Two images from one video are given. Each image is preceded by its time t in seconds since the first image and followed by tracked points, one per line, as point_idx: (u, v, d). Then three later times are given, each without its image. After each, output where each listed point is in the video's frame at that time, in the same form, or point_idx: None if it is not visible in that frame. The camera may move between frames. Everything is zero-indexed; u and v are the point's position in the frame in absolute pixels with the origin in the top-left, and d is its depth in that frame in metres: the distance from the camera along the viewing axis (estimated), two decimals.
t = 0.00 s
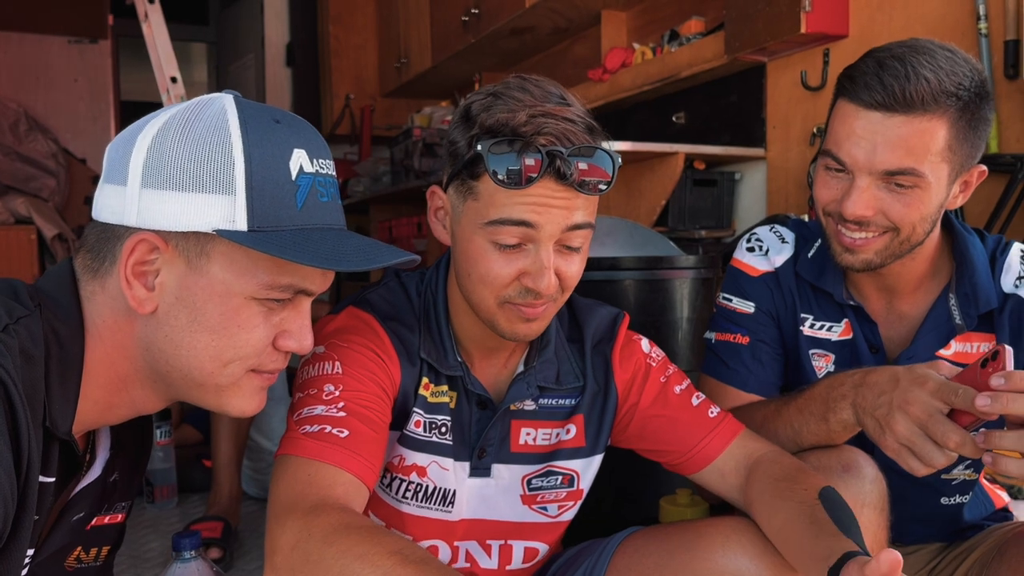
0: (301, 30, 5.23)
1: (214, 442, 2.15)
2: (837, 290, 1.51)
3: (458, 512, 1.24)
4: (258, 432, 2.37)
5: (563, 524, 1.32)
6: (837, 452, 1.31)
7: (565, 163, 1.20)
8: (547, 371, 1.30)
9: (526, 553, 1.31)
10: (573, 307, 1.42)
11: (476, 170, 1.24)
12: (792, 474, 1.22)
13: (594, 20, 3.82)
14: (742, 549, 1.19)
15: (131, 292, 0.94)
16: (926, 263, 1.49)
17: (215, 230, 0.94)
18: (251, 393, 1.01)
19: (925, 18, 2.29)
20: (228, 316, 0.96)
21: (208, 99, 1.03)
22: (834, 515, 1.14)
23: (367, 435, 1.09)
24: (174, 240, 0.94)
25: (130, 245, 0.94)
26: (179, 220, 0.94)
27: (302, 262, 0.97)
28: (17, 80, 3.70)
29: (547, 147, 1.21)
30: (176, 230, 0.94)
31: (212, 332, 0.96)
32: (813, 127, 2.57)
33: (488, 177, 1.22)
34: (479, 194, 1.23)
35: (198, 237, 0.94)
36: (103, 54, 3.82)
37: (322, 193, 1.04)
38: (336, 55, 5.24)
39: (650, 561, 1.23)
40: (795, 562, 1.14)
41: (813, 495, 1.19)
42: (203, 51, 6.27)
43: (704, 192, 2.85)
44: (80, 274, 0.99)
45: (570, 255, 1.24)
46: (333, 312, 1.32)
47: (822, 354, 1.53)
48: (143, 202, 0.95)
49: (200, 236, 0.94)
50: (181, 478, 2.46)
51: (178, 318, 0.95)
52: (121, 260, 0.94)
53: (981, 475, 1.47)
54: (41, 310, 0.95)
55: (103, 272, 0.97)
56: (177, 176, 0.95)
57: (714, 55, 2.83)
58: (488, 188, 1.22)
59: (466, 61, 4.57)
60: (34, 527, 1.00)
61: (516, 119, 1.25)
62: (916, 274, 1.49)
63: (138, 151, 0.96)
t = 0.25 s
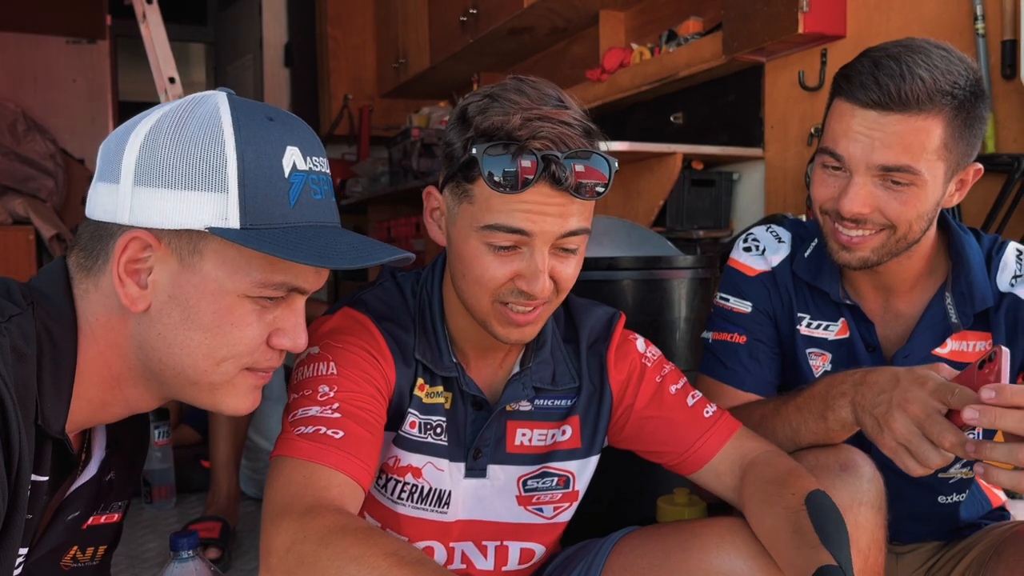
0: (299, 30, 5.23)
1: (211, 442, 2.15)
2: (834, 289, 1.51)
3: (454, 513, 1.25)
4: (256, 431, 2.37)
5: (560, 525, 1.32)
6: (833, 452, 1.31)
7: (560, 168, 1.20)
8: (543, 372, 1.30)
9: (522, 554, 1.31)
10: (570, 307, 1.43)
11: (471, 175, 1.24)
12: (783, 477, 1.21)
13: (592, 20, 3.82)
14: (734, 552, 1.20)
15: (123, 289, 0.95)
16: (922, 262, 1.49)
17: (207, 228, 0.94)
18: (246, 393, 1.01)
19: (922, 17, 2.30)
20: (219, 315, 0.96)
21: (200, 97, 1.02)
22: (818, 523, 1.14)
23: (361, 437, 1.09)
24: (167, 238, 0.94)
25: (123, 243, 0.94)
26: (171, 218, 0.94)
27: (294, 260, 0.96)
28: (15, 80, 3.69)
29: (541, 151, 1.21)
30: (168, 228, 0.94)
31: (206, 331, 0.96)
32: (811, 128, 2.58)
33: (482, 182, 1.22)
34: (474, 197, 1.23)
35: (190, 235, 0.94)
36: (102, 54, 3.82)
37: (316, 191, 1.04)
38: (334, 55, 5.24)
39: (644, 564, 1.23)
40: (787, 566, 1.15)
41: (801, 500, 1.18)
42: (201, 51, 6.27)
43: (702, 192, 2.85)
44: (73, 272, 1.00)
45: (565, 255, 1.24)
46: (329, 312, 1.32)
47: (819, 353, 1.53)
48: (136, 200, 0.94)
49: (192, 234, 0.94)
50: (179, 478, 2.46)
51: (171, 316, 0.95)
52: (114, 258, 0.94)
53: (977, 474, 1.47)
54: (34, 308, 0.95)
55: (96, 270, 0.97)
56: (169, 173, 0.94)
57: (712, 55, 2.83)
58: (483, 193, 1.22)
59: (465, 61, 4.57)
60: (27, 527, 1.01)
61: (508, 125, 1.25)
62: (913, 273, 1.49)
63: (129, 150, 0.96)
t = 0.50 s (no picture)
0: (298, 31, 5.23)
1: (212, 443, 2.15)
2: (834, 289, 1.52)
3: (455, 513, 1.25)
4: (256, 432, 2.38)
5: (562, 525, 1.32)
6: (833, 451, 1.32)
7: (558, 171, 1.20)
8: (543, 372, 1.31)
9: (523, 554, 1.31)
10: (569, 308, 1.43)
11: (469, 177, 1.24)
12: (773, 481, 1.21)
13: (591, 21, 3.82)
14: (732, 554, 1.20)
15: (116, 285, 0.95)
16: (922, 261, 1.49)
17: (199, 222, 0.94)
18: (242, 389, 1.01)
19: (922, 18, 2.30)
20: (213, 309, 0.96)
21: (190, 92, 1.03)
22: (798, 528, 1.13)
23: (361, 437, 1.09)
24: (160, 233, 0.95)
25: (116, 238, 0.94)
26: (164, 213, 0.94)
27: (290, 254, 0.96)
28: (15, 81, 3.70)
29: (539, 153, 1.21)
30: (161, 223, 0.94)
31: (199, 326, 0.96)
32: (811, 128, 2.58)
33: (480, 184, 1.22)
34: (473, 200, 1.23)
35: (183, 230, 0.94)
36: (101, 54, 3.82)
37: (310, 185, 1.04)
38: (334, 56, 5.24)
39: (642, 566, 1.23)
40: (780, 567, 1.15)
41: (785, 505, 1.17)
42: (200, 52, 6.28)
43: (702, 192, 2.86)
44: (67, 268, 1.00)
45: (564, 256, 1.24)
46: (328, 314, 1.32)
47: (819, 352, 1.53)
48: (129, 195, 0.95)
49: (185, 229, 0.94)
50: (180, 478, 2.46)
51: (164, 311, 0.96)
52: (108, 253, 0.94)
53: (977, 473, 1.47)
54: (27, 303, 0.95)
55: (89, 266, 0.98)
56: (163, 169, 0.95)
57: (711, 56, 2.83)
58: (482, 196, 1.22)
59: (464, 62, 4.57)
60: (22, 523, 1.01)
61: (507, 127, 1.25)
62: (913, 273, 1.49)
63: (122, 143, 0.96)
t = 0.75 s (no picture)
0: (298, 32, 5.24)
1: (212, 444, 2.15)
2: (834, 291, 1.52)
3: (455, 513, 1.25)
4: (256, 433, 2.38)
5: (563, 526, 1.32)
6: (833, 453, 1.32)
7: (561, 172, 1.20)
8: (544, 373, 1.31)
9: (524, 555, 1.31)
10: (570, 309, 1.43)
11: (472, 177, 1.24)
12: (773, 481, 1.21)
13: (591, 22, 3.83)
14: (732, 554, 1.20)
15: (96, 272, 0.97)
16: (922, 262, 1.49)
17: (175, 206, 0.95)
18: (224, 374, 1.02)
19: (922, 20, 2.30)
20: (192, 294, 0.97)
21: (165, 81, 1.04)
22: (798, 528, 1.14)
23: (363, 438, 1.09)
24: (137, 219, 0.96)
25: (94, 225, 0.96)
26: (140, 199, 0.95)
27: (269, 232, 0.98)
28: (15, 82, 3.70)
29: (542, 154, 1.21)
30: (138, 208, 0.96)
31: (178, 310, 0.97)
32: (811, 129, 2.58)
33: (482, 184, 1.22)
34: (475, 200, 1.23)
35: (159, 215, 0.96)
36: (101, 56, 3.82)
37: (285, 168, 1.05)
38: (333, 58, 5.24)
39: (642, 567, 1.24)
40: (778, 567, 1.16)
41: (786, 505, 1.17)
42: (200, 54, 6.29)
43: (702, 193, 2.86)
44: (50, 260, 1.03)
45: (565, 256, 1.24)
46: (330, 314, 1.32)
47: (820, 354, 1.54)
48: (106, 182, 0.97)
49: (161, 214, 0.96)
50: (179, 479, 2.46)
51: (144, 297, 0.97)
52: (87, 240, 0.96)
53: (978, 474, 1.47)
54: (9, 295, 0.99)
55: (70, 256, 1.00)
56: (139, 155, 0.96)
57: (711, 57, 2.83)
58: (484, 196, 1.22)
59: (464, 63, 4.58)
60: (6, 514, 1.01)
61: (511, 128, 1.26)
62: (913, 274, 1.49)
63: (99, 131, 0.98)
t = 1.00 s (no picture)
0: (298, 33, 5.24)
1: (214, 446, 2.15)
2: (833, 293, 1.52)
3: (456, 516, 1.25)
4: (257, 436, 2.39)
5: (563, 528, 1.33)
6: (834, 455, 1.32)
7: (563, 172, 1.20)
8: (545, 376, 1.31)
9: (525, 557, 1.31)
10: (571, 313, 1.43)
11: (475, 177, 1.24)
12: (776, 483, 1.21)
13: (591, 24, 3.83)
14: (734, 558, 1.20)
15: (44, 249, 1.01)
16: (921, 265, 1.50)
17: (115, 178, 0.98)
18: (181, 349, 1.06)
19: (922, 22, 2.31)
20: (139, 266, 1.00)
21: (109, 58, 1.07)
22: (804, 528, 1.14)
23: (365, 440, 1.09)
24: (81, 194, 1.00)
25: (39, 201, 1.00)
26: (83, 173, 0.99)
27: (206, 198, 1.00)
28: (16, 84, 3.71)
29: (545, 155, 1.21)
30: (80, 183, 0.99)
31: (128, 284, 1.01)
32: (810, 131, 2.59)
33: (486, 184, 1.23)
34: (478, 201, 1.23)
35: (102, 188, 0.99)
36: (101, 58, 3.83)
37: (231, 137, 1.07)
38: (333, 60, 5.25)
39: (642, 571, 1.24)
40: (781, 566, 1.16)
41: (791, 506, 1.17)
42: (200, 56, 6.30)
43: (702, 195, 2.87)
44: (9, 243, 1.08)
45: (567, 258, 1.24)
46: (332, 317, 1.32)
47: (819, 356, 1.54)
48: (52, 158, 1.01)
49: (103, 187, 0.99)
50: (180, 481, 2.47)
51: (92, 272, 1.01)
52: (34, 217, 1.01)
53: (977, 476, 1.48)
54: None
55: (25, 238, 1.06)
56: (81, 130, 1.00)
57: (711, 59, 2.84)
58: (488, 197, 1.22)
59: (464, 65, 4.58)
60: None
61: (515, 129, 1.26)
62: (911, 277, 1.50)
63: (45, 111, 1.02)
